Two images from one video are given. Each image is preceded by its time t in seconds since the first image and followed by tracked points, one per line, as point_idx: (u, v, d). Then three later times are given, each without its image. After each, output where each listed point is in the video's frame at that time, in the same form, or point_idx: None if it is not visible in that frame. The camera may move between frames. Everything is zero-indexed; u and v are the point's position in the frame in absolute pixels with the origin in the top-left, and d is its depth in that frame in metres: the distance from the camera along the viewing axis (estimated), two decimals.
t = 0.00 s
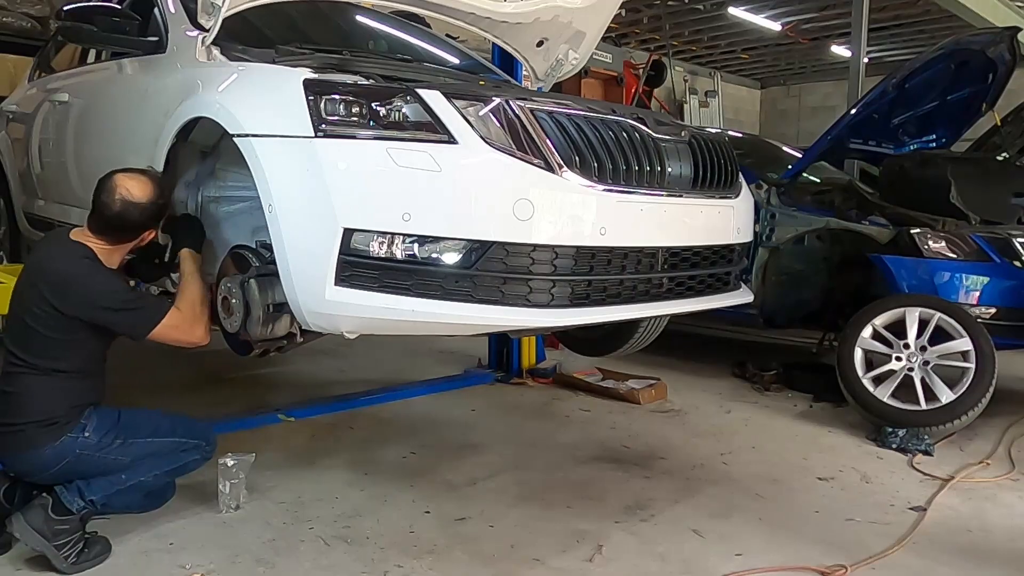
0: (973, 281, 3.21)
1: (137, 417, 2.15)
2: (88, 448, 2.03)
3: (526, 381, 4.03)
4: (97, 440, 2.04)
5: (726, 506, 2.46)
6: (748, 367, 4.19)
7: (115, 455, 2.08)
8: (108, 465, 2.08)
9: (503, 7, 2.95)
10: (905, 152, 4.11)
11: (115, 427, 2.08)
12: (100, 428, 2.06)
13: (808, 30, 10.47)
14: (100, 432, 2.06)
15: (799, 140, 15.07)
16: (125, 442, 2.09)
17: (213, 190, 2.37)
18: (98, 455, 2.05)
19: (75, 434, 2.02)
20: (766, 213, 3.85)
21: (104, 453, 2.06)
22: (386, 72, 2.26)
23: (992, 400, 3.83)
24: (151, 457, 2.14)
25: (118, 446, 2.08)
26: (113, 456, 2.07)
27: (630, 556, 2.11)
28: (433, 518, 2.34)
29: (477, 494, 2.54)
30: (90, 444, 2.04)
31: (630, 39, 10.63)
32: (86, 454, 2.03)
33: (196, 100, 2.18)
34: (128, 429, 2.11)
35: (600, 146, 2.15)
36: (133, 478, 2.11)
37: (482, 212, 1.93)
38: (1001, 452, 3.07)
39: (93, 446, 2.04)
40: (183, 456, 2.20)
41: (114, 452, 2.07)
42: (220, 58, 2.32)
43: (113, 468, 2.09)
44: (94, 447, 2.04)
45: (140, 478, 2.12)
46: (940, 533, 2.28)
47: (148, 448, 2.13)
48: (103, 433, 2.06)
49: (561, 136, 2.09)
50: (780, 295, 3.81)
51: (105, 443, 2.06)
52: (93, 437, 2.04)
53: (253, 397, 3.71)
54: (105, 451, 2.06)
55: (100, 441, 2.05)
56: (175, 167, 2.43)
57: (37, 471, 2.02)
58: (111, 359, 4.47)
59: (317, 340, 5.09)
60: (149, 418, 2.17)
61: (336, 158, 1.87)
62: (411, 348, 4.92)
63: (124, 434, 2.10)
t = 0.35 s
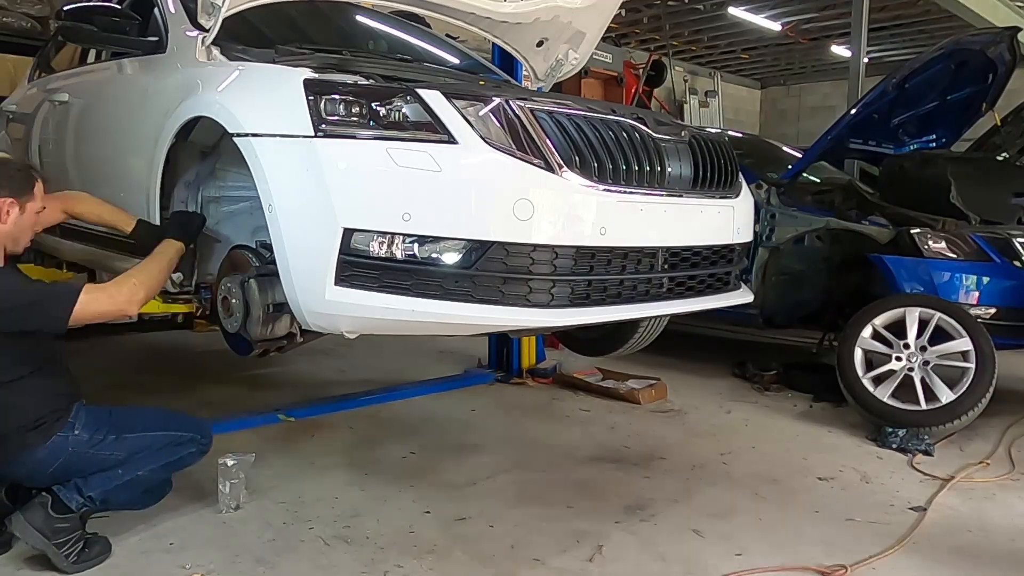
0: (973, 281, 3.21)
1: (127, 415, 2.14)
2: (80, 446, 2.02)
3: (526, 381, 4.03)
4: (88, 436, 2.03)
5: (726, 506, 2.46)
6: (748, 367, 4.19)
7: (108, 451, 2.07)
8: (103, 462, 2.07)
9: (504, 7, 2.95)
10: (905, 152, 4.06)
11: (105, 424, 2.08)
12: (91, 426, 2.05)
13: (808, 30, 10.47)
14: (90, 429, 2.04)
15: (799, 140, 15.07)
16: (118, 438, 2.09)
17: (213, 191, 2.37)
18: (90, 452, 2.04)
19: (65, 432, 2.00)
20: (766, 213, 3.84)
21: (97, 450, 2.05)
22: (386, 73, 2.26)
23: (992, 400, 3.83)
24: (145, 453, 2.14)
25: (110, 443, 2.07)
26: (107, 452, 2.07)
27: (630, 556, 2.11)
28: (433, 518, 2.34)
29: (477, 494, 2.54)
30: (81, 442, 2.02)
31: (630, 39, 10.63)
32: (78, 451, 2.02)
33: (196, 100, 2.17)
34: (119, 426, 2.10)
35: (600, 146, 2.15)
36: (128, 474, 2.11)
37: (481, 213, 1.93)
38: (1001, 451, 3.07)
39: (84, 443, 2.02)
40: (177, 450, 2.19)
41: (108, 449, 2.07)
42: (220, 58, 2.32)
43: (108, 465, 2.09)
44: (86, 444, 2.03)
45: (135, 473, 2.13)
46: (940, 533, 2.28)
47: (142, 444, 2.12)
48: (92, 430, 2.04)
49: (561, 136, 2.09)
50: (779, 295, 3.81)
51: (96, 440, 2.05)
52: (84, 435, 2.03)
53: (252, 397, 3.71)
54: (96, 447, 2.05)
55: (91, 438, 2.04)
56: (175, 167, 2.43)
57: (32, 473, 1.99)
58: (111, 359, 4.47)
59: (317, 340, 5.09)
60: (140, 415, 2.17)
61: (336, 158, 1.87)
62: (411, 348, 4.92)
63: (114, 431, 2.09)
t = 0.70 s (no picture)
0: (973, 281, 3.21)
1: (134, 417, 2.15)
2: (82, 446, 2.04)
3: (526, 381, 4.03)
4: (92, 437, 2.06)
5: (726, 505, 2.46)
6: (748, 367, 4.19)
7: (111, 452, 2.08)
8: (106, 463, 2.07)
9: (503, 7, 2.95)
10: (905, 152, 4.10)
11: (109, 425, 2.09)
12: (95, 426, 2.08)
13: (808, 30, 10.47)
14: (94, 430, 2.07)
15: (799, 140, 15.07)
16: (121, 439, 2.09)
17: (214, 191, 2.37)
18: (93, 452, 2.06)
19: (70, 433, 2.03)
20: (766, 213, 3.87)
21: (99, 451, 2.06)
22: (386, 73, 2.26)
23: (992, 400, 3.83)
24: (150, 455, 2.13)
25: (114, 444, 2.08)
26: (108, 453, 2.07)
27: (631, 556, 2.11)
28: (432, 518, 2.34)
29: (477, 494, 2.54)
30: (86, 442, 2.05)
31: (630, 39, 10.63)
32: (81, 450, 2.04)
33: (196, 100, 2.17)
34: (123, 427, 2.11)
35: (600, 147, 2.15)
36: (131, 477, 2.10)
37: (482, 213, 1.93)
38: (1001, 451, 3.07)
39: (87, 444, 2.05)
40: (181, 453, 2.18)
41: (110, 450, 2.07)
42: (220, 58, 2.32)
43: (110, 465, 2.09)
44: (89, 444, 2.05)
45: (138, 476, 2.11)
46: (940, 533, 2.28)
47: (144, 446, 2.12)
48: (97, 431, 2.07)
49: (562, 136, 2.09)
50: (780, 295, 3.81)
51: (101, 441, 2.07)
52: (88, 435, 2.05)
53: (252, 397, 3.71)
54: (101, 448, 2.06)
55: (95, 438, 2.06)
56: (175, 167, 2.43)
57: (36, 473, 2.02)
58: (111, 359, 4.47)
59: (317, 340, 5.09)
60: (147, 418, 2.17)
61: (336, 158, 1.87)
62: (411, 348, 4.92)
63: (119, 433, 2.10)
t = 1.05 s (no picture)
0: (973, 281, 3.21)
1: (143, 426, 2.14)
2: (98, 464, 2.02)
3: (526, 381, 4.03)
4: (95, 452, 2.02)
5: (726, 506, 2.46)
6: (748, 367, 4.19)
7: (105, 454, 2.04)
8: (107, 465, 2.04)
9: (503, 7, 2.95)
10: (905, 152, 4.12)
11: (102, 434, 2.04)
12: (111, 442, 2.05)
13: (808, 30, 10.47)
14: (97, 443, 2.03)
15: (799, 140, 15.07)
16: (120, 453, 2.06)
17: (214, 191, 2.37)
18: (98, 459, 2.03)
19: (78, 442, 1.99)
20: (766, 213, 3.85)
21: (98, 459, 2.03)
22: (386, 73, 2.26)
23: (992, 401, 3.83)
24: (149, 468, 2.13)
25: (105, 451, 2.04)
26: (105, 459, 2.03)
27: (630, 556, 2.11)
28: (433, 518, 2.34)
29: (477, 494, 2.54)
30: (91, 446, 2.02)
31: (630, 39, 10.63)
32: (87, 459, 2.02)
33: (196, 100, 2.17)
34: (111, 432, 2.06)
35: (600, 147, 2.15)
36: (129, 486, 2.11)
37: (482, 213, 1.93)
38: (1001, 451, 3.07)
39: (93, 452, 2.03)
40: (183, 463, 2.20)
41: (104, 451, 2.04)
42: (220, 58, 2.32)
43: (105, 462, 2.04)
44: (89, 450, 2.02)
45: (137, 485, 2.13)
46: (940, 533, 2.28)
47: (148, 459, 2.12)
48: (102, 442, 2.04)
49: (562, 136, 2.09)
50: (780, 295, 3.81)
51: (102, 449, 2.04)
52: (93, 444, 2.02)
53: (252, 397, 3.71)
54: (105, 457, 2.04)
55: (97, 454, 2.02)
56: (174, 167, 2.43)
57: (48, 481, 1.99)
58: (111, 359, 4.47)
59: (317, 340, 5.09)
60: (156, 426, 2.17)
61: (336, 158, 1.87)
62: (411, 348, 4.92)
63: (126, 445, 2.08)
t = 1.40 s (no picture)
0: (973, 281, 3.21)
1: (143, 421, 2.15)
2: (96, 450, 2.03)
3: (526, 382, 4.03)
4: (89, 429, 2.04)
5: (726, 506, 2.46)
6: (748, 367, 4.19)
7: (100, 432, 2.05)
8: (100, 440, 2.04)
9: (503, 7, 2.95)
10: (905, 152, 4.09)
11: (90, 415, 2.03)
12: (107, 431, 2.06)
13: (808, 30, 10.47)
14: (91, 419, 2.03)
15: (799, 140, 15.08)
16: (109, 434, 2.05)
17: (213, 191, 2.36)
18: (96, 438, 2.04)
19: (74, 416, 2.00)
20: (767, 213, 3.85)
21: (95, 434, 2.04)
22: (386, 72, 2.26)
23: (992, 401, 3.83)
24: (151, 462, 2.15)
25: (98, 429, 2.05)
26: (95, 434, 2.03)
27: (631, 556, 2.11)
28: (432, 518, 2.34)
29: (477, 494, 2.54)
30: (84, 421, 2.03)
31: (630, 39, 10.64)
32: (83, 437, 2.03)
33: (196, 99, 2.17)
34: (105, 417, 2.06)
35: (600, 147, 2.15)
36: (133, 484, 2.14)
37: (482, 213, 1.93)
38: (1001, 451, 3.07)
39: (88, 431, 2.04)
40: (186, 463, 2.22)
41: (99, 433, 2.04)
42: (220, 58, 2.33)
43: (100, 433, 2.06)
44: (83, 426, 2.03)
45: (140, 483, 2.15)
46: (940, 533, 2.28)
47: (144, 451, 2.11)
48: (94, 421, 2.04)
49: (562, 136, 2.09)
50: (780, 295, 3.81)
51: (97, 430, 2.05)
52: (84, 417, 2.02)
53: (252, 397, 3.71)
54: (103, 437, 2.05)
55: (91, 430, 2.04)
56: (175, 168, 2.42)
57: (46, 475, 1.99)
58: (110, 359, 4.46)
59: (317, 340, 5.09)
60: (153, 421, 2.18)
61: (336, 158, 1.87)
62: (411, 348, 4.92)
63: (125, 435, 2.09)
